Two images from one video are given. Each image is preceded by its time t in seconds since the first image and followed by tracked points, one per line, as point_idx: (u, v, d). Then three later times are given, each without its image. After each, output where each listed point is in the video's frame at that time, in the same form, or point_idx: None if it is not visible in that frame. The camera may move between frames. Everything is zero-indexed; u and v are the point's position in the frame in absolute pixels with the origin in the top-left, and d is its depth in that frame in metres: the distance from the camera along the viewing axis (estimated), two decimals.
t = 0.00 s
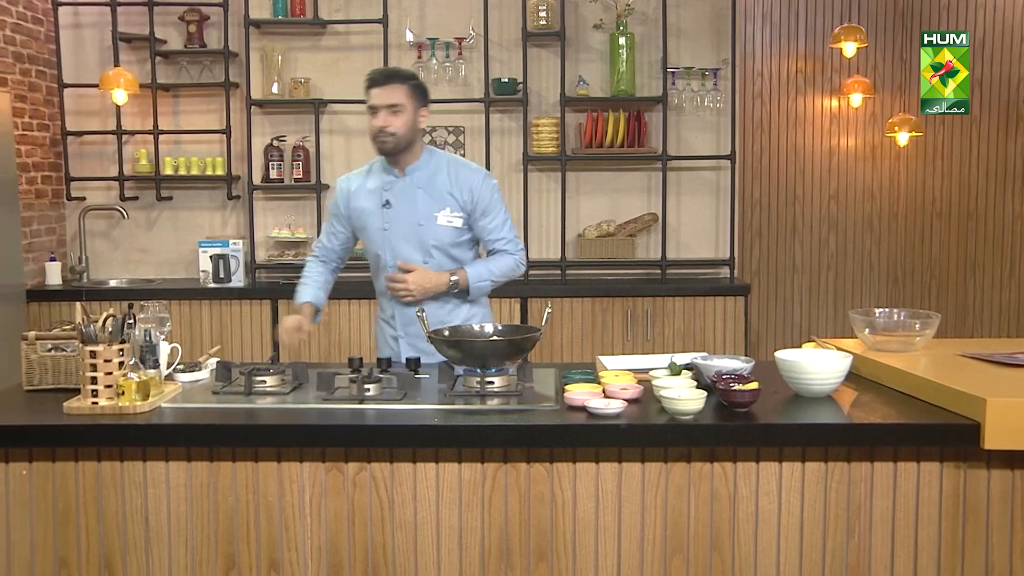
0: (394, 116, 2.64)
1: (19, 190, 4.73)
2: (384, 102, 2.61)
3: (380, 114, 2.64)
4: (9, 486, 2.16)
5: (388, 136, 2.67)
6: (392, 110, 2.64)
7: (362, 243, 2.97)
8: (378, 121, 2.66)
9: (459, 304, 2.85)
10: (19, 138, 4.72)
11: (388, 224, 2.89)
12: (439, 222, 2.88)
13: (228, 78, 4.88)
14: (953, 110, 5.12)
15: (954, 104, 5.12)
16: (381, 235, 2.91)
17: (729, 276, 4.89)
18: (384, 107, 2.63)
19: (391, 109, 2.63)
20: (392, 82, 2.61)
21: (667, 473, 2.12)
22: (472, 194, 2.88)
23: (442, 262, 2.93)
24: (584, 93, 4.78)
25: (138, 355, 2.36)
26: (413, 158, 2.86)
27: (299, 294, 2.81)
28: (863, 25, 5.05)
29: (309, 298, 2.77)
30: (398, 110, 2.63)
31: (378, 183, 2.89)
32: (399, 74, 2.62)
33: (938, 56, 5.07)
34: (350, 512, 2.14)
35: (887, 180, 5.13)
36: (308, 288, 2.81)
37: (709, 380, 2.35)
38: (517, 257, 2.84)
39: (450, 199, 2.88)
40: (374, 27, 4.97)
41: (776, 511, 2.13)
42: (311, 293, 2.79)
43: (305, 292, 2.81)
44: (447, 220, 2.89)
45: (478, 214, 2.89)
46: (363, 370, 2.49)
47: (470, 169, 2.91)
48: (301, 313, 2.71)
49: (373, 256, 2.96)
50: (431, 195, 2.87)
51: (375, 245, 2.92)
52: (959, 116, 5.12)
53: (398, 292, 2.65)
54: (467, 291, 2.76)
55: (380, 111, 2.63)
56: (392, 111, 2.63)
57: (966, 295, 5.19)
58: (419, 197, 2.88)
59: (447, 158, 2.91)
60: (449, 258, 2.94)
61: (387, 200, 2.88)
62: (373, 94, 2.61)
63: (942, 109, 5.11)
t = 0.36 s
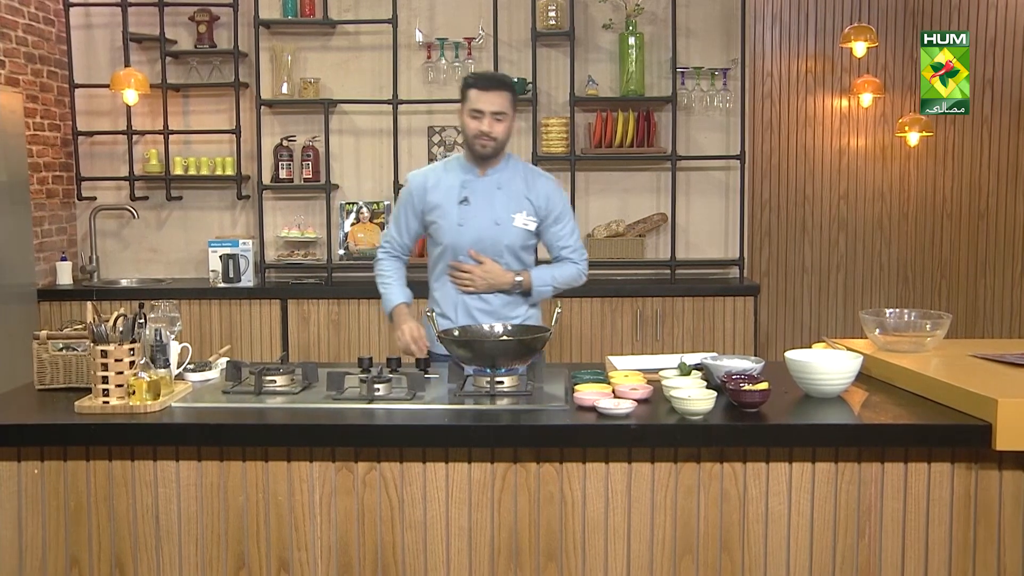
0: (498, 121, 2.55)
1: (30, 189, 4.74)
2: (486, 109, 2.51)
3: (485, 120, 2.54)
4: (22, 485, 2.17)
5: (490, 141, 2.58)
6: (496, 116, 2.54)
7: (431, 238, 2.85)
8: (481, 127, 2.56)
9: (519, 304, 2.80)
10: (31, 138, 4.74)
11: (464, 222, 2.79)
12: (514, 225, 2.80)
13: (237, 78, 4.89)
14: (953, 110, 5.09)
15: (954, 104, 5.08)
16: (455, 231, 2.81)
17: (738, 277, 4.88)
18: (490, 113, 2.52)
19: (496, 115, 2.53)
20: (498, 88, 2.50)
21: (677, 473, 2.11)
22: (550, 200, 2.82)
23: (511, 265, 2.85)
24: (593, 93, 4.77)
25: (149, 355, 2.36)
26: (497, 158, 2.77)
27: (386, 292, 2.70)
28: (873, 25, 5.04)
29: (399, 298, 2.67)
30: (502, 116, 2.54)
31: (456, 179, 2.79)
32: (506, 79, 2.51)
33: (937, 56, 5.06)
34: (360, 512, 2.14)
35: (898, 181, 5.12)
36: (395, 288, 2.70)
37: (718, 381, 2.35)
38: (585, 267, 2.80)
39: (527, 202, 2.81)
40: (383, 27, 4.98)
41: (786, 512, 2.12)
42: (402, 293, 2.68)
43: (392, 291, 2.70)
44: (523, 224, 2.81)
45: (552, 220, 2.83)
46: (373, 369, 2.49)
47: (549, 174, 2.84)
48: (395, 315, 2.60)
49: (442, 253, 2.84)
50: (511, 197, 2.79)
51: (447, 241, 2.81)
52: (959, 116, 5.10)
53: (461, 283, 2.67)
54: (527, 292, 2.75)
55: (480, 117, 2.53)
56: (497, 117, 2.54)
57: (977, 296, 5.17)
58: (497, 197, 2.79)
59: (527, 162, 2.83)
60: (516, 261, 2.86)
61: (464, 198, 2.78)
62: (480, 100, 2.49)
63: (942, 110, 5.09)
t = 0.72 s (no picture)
0: (540, 129, 2.72)
1: (9, 190, 4.71)
2: (531, 116, 2.68)
3: (528, 127, 2.71)
4: None
5: (530, 146, 2.76)
6: (539, 124, 2.71)
7: (460, 228, 3.00)
8: (524, 133, 2.73)
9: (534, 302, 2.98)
10: (9, 138, 4.71)
11: (499, 216, 2.95)
12: (545, 226, 2.99)
13: (219, 78, 4.87)
14: (953, 110, 5.13)
15: (954, 104, 5.13)
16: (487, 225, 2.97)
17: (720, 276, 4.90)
18: (533, 121, 2.69)
19: (539, 123, 2.70)
20: (542, 97, 2.66)
21: (658, 473, 2.12)
22: (578, 208, 3.04)
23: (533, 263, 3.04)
24: (575, 93, 4.76)
25: (129, 356, 2.34)
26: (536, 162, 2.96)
27: (411, 278, 2.82)
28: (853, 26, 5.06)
29: (425, 284, 2.80)
30: (545, 124, 2.71)
31: (495, 176, 2.95)
32: (551, 89, 2.67)
33: (938, 55, 5.10)
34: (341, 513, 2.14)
35: (878, 181, 5.14)
36: (420, 273, 2.83)
37: (699, 380, 2.35)
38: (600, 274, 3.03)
39: (557, 206, 3.01)
40: (365, 27, 4.97)
41: (767, 511, 2.13)
42: (427, 279, 2.81)
43: (417, 277, 2.82)
44: (552, 226, 3.00)
45: (574, 226, 3.06)
46: (354, 370, 2.49)
47: (578, 183, 3.06)
48: (424, 300, 2.73)
49: (470, 244, 3.00)
50: (543, 199, 2.98)
51: (478, 233, 2.96)
52: (959, 116, 5.14)
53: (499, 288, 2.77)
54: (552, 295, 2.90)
55: (526, 124, 2.70)
56: (539, 125, 2.71)
57: (957, 296, 5.21)
58: (531, 197, 2.97)
59: (557, 169, 3.04)
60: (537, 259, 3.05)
61: (501, 194, 2.95)
62: (525, 108, 2.66)
63: (942, 109, 5.12)
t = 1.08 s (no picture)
0: (534, 130, 2.72)
1: None
2: (527, 117, 2.68)
3: (522, 128, 2.71)
4: None
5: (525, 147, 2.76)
6: (534, 124, 2.71)
7: (453, 231, 2.99)
8: (519, 134, 2.72)
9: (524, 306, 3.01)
10: None
11: (492, 219, 2.95)
12: (538, 227, 3.00)
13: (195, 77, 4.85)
14: (954, 110, 5.16)
15: (954, 104, 5.16)
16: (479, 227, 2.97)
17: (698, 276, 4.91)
18: (528, 121, 2.69)
19: (534, 124, 2.70)
20: (536, 98, 2.67)
21: (635, 472, 2.12)
22: (569, 208, 3.06)
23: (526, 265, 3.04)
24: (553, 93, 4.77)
25: (103, 358, 2.34)
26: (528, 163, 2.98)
27: (408, 282, 2.76)
28: (829, 26, 5.09)
29: (422, 289, 2.74)
30: (539, 124, 2.71)
31: (487, 178, 2.96)
32: (545, 90, 2.68)
33: (938, 55, 5.14)
34: (317, 514, 2.13)
35: (855, 181, 5.17)
36: (416, 279, 2.77)
37: (676, 380, 2.36)
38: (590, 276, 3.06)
39: (549, 208, 3.02)
40: (343, 27, 4.97)
41: (744, 510, 2.14)
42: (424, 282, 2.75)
43: (414, 281, 2.76)
44: (545, 227, 3.01)
45: (565, 227, 3.08)
46: (331, 371, 2.48)
47: (568, 184, 3.08)
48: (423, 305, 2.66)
49: (464, 247, 2.99)
50: (535, 200, 3.00)
51: (472, 236, 2.96)
52: (959, 116, 5.17)
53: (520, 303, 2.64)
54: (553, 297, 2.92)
55: (522, 125, 2.70)
56: (534, 126, 2.71)
57: (934, 296, 5.25)
58: (524, 199, 2.98)
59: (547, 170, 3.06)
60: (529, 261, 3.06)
61: (493, 196, 2.95)
62: (519, 108, 2.66)
63: (942, 109, 5.16)
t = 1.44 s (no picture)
0: (501, 124, 2.72)
1: None
2: (493, 110, 2.68)
3: (489, 121, 2.70)
4: None
5: (493, 143, 2.75)
6: (500, 118, 2.71)
7: (443, 238, 2.99)
8: (486, 128, 2.72)
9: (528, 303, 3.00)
10: None
11: (479, 218, 2.95)
12: (527, 217, 3.00)
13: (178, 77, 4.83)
14: (954, 111, 5.18)
15: (954, 104, 5.17)
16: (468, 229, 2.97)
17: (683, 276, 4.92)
18: (494, 114, 2.70)
19: (500, 117, 2.71)
20: (502, 91, 2.68)
21: (618, 472, 2.12)
22: (554, 194, 3.06)
23: (522, 259, 3.04)
24: (537, 93, 4.77)
25: (84, 359, 2.34)
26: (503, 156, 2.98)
27: (411, 298, 2.76)
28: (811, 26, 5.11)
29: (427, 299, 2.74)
30: (505, 118, 2.72)
31: (466, 179, 2.96)
32: (511, 83, 2.70)
33: (938, 55, 5.16)
34: (300, 515, 2.12)
35: (838, 180, 5.20)
36: (420, 292, 2.76)
37: (659, 380, 2.37)
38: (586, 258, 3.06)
39: (535, 196, 3.02)
40: (327, 27, 4.96)
41: (727, 509, 2.14)
42: (428, 293, 2.75)
43: (417, 295, 2.76)
44: (535, 216, 3.01)
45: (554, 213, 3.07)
46: (314, 372, 2.48)
47: (549, 170, 3.08)
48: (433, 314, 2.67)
49: (457, 252, 2.99)
50: (519, 192, 2.99)
51: (462, 239, 2.96)
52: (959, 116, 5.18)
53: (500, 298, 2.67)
54: (543, 288, 2.90)
55: (488, 119, 2.70)
56: (500, 119, 2.71)
57: (916, 295, 5.27)
58: (508, 193, 2.98)
59: (524, 160, 3.06)
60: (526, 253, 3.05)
61: (476, 195, 2.95)
62: (485, 102, 2.67)
63: (942, 109, 5.18)
